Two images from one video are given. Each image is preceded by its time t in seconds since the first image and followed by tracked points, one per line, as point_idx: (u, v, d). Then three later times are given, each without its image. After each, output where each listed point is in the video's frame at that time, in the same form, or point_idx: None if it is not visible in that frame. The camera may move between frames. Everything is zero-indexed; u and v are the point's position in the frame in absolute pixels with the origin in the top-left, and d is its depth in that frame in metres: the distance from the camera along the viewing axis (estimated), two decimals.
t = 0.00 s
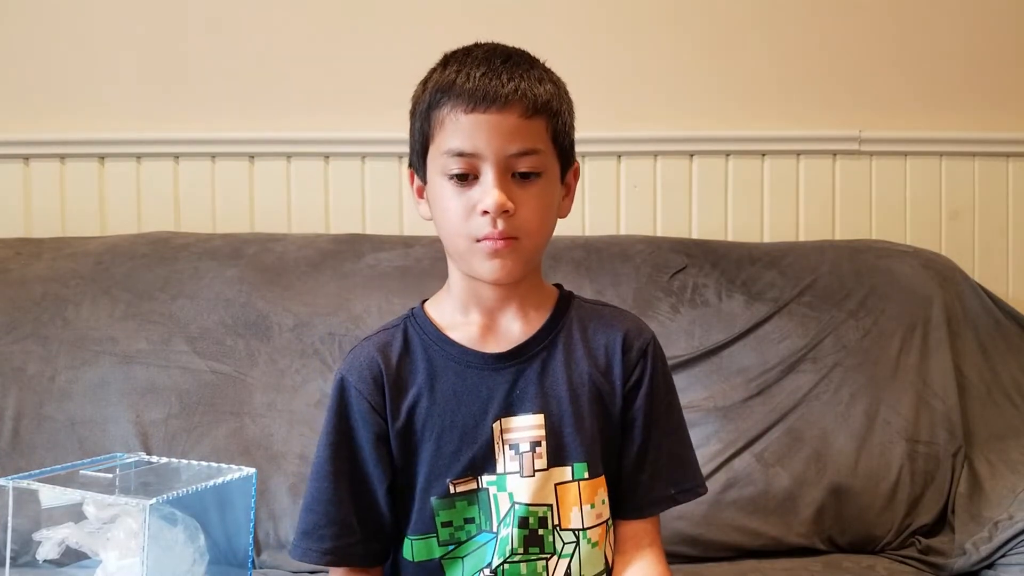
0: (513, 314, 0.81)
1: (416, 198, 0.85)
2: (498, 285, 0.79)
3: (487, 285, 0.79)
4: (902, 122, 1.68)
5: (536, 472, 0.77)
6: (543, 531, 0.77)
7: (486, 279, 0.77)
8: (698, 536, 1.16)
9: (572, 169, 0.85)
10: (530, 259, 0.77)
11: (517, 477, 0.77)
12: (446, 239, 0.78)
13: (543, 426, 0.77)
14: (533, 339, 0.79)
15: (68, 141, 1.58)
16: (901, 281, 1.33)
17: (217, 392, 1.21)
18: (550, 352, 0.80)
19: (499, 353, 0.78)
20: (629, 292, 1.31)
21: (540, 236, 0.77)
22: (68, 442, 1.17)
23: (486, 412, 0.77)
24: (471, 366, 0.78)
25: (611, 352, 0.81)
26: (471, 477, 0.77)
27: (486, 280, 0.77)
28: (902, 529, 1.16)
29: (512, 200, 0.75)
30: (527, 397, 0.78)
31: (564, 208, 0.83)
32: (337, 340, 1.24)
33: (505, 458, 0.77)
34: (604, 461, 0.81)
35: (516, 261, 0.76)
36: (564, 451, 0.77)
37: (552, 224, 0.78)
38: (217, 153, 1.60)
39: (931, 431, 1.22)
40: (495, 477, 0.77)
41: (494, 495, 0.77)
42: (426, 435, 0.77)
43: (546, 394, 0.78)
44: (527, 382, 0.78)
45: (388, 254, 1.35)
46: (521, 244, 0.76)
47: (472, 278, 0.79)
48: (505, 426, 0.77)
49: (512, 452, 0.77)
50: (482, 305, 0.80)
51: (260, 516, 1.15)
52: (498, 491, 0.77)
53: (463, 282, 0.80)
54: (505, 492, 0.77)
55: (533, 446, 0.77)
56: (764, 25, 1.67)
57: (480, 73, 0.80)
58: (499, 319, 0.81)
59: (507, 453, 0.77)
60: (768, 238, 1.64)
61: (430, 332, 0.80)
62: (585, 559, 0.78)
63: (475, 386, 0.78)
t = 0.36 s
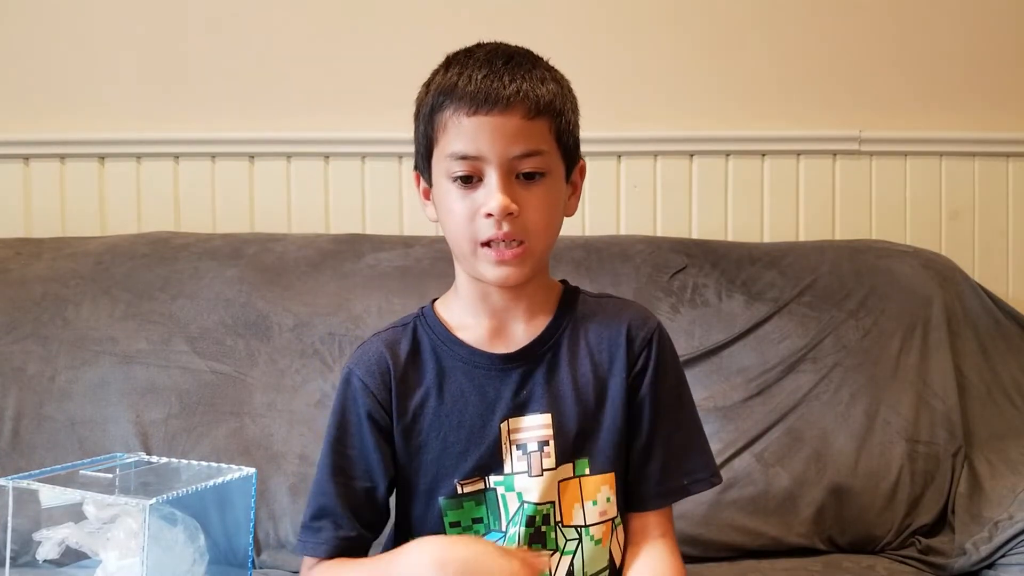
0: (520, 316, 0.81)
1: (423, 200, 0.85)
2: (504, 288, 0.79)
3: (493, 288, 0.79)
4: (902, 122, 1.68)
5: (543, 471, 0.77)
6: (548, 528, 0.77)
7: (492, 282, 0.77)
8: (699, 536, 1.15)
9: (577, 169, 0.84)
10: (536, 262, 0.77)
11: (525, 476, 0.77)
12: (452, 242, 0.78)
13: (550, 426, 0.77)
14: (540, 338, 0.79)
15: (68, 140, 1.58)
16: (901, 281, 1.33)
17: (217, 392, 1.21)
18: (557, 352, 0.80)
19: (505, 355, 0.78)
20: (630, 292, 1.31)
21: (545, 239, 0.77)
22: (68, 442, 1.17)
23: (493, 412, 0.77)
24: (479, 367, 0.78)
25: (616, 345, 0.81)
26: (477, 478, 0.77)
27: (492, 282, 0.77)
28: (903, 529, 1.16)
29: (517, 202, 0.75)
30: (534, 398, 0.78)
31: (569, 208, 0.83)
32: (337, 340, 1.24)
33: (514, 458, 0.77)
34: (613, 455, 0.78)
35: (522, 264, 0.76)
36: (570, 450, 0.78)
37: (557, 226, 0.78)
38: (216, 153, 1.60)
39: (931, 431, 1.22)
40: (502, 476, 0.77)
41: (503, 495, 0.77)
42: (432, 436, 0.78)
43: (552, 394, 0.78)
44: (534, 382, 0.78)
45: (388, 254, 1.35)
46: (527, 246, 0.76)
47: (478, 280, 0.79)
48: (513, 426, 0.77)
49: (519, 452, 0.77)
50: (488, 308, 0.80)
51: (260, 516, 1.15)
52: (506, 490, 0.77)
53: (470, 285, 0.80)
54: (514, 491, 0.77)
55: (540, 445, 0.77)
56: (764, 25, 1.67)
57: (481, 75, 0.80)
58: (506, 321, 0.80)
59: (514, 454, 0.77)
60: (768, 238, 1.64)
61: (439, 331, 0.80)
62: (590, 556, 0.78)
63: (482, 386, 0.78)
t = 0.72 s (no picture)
0: (518, 316, 0.81)
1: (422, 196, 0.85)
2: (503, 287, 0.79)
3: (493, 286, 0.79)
4: (902, 122, 1.69)
5: (539, 480, 0.77)
6: (547, 538, 0.77)
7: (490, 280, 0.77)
8: (699, 536, 1.15)
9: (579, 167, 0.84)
10: (535, 261, 0.77)
11: (520, 483, 0.77)
12: (451, 239, 0.78)
13: (545, 433, 0.77)
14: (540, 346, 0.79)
15: (68, 140, 1.58)
16: (901, 281, 1.33)
17: (217, 391, 1.21)
18: (557, 361, 0.80)
19: (503, 358, 0.78)
20: (630, 292, 1.31)
21: (545, 238, 0.77)
22: (68, 442, 1.17)
23: (489, 414, 0.77)
24: (477, 369, 0.78)
25: (617, 362, 0.81)
26: (472, 479, 0.77)
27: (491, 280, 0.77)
28: (903, 529, 1.16)
29: (517, 201, 0.75)
30: (530, 403, 0.78)
31: (570, 206, 0.83)
32: (337, 340, 1.25)
33: (508, 465, 0.77)
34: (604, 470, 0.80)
35: (521, 263, 0.76)
36: (568, 457, 0.77)
37: (557, 226, 0.78)
38: (216, 152, 1.60)
39: (931, 432, 1.22)
40: (496, 483, 0.77)
41: (497, 501, 0.77)
42: (428, 437, 0.77)
43: (551, 402, 0.78)
44: (532, 389, 0.78)
45: (388, 254, 1.35)
46: (526, 246, 0.76)
47: (477, 278, 0.79)
48: (508, 432, 0.77)
49: (514, 458, 0.77)
50: (487, 307, 0.80)
51: (260, 516, 1.15)
52: (500, 497, 0.77)
53: (469, 283, 0.80)
54: (508, 498, 0.77)
55: (536, 453, 0.77)
56: (764, 24, 1.67)
57: (483, 71, 0.79)
58: (505, 321, 0.81)
59: (508, 460, 0.77)
60: (767, 237, 1.64)
61: (437, 331, 0.80)
62: (589, 568, 0.78)
63: (479, 388, 0.78)
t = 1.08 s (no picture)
0: (511, 315, 0.81)
1: (412, 188, 0.85)
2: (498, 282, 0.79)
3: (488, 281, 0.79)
4: (903, 122, 1.68)
5: (535, 481, 0.77)
6: (545, 540, 0.77)
7: (487, 273, 0.77)
8: (698, 536, 1.15)
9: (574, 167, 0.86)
10: (533, 255, 0.77)
11: (516, 485, 0.77)
12: (449, 229, 0.77)
13: (541, 434, 0.77)
14: (535, 345, 0.80)
15: (68, 140, 1.59)
16: (902, 280, 1.33)
17: (217, 391, 1.21)
18: (552, 359, 0.80)
19: (498, 359, 0.78)
20: (630, 292, 1.31)
21: (544, 231, 0.77)
22: (68, 442, 1.17)
23: (484, 416, 0.77)
24: (471, 370, 0.78)
25: (612, 360, 0.81)
26: (467, 482, 0.77)
27: (487, 272, 0.77)
28: (903, 529, 1.16)
29: (521, 190, 0.75)
30: (524, 404, 0.78)
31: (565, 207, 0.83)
32: (337, 340, 1.25)
33: (504, 467, 0.77)
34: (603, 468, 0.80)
35: (520, 255, 0.76)
36: (564, 458, 0.77)
37: (555, 221, 0.78)
38: (216, 153, 1.60)
39: (931, 431, 1.22)
40: (492, 485, 0.77)
41: (492, 503, 0.77)
42: (421, 440, 0.77)
43: (546, 402, 0.78)
44: (526, 390, 0.78)
45: (388, 254, 1.35)
46: (527, 236, 0.76)
47: (473, 271, 0.78)
48: (504, 434, 0.77)
49: (511, 460, 0.77)
50: (479, 305, 0.80)
51: (260, 516, 1.15)
52: (496, 499, 0.77)
53: (464, 279, 0.80)
54: (504, 500, 0.77)
55: (533, 454, 0.77)
56: (764, 24, 1.67)
57: (496, 59, 0.80)
58: (498, 320, 0.81)
59: (505, 461, 0.77)
60: (767, 238, 1.64)
61: (429, 333, 0.80)
62: (588, 569, 0.78)
63: (473, 390, 0.78)
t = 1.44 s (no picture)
0: (508, 317, 0.81)
1: (411, 189, 0.85)
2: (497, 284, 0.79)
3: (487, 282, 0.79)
4: (902, 122, 1.68)
5: (530, 485, 0.77)
6: (542, 544, 0.77)
7: (487, 274, 0.77)
8: (698, 536, 1.15)
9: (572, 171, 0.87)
10: (533, 257, 0.77)
11: (512, 489, 0.76)
12: (451, 228, 0.77)
13: (536, 438, 0.77)
14: (532, 348, 0.80)
15: (68, 140, 1.59)
16: (902, 280, 1.33)
17: (217, 391, 1.21)
18: (547, 361, 0.80)
19: (494, 363, 0.78)
20: (630, 292, 1.31)
21: (545, 233, 0.77)
22: (68, 442, 1.17)
23: (480, 420, 0.77)
24: (467, 373, 0.78)
25: (607, 362, 0.81)
26: (463, 485, 0.77)
27: (488, 274, 0.77)
28: (902, 529, 1.16)
29: (525, 190, 0.75)
30: (520, 408, 0.78)
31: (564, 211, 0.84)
32: (337, 340, 1.25)
33: (499, 470, 0.76)
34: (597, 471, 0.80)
35: (522, 256, 0.76)
36: (559, 461, 0.77)
37: (556, 223, 0.78)
38: (216, 153, 1.60)
39: (931, 432, 1.22)
40: (488, 489, 0.76)
41: (488, 507, 0.76)
42: (418, 443, 0.77)
43: (541, 405, 0.78)
44: (521, 394, 0.78)
45: (388, 254, 1.35)
46: (528, 237, 0.76)
47: (473, 272, 0.78)
48: (499, 437, 0.77)
49: (506, 464, 0.77)
50: (476, 307, 0.81)
51: (260, 516, 1.15)
52: (491, 503, 0.76)
53: (461, 280, 0.80)
54: (499, 504, 0.76)
55: (528, 458, 0.77)
56: (765, 24, 1.67)
57: (502, 61, 0.80)
58: (494, 322, 0.81)
59: (500, 465, 0.77)
60: (767, 238, 1.64)
61: (426, 336, 0.80)
62: (585, 571, 0.78)
63: (469, 393, 0.78)
